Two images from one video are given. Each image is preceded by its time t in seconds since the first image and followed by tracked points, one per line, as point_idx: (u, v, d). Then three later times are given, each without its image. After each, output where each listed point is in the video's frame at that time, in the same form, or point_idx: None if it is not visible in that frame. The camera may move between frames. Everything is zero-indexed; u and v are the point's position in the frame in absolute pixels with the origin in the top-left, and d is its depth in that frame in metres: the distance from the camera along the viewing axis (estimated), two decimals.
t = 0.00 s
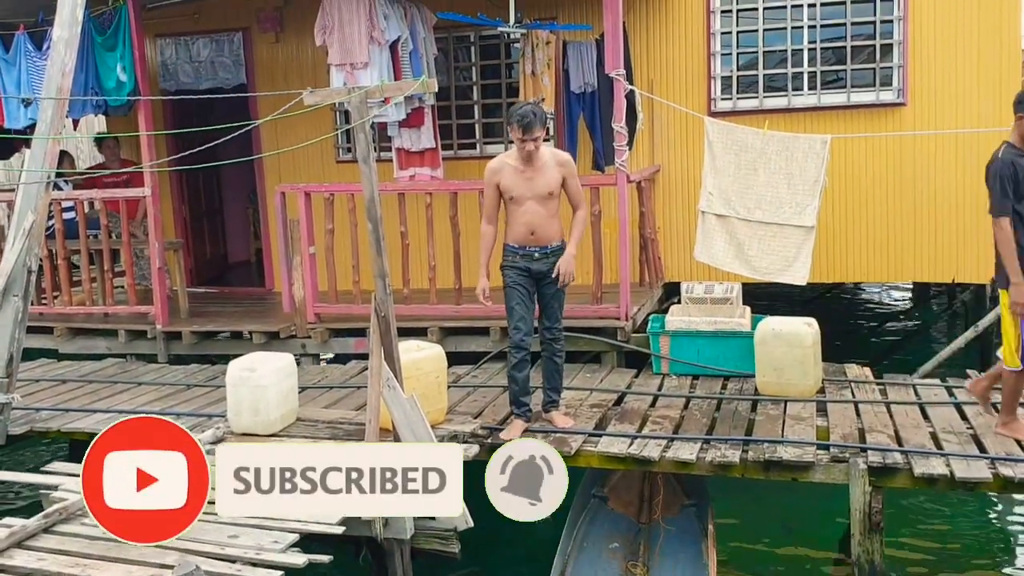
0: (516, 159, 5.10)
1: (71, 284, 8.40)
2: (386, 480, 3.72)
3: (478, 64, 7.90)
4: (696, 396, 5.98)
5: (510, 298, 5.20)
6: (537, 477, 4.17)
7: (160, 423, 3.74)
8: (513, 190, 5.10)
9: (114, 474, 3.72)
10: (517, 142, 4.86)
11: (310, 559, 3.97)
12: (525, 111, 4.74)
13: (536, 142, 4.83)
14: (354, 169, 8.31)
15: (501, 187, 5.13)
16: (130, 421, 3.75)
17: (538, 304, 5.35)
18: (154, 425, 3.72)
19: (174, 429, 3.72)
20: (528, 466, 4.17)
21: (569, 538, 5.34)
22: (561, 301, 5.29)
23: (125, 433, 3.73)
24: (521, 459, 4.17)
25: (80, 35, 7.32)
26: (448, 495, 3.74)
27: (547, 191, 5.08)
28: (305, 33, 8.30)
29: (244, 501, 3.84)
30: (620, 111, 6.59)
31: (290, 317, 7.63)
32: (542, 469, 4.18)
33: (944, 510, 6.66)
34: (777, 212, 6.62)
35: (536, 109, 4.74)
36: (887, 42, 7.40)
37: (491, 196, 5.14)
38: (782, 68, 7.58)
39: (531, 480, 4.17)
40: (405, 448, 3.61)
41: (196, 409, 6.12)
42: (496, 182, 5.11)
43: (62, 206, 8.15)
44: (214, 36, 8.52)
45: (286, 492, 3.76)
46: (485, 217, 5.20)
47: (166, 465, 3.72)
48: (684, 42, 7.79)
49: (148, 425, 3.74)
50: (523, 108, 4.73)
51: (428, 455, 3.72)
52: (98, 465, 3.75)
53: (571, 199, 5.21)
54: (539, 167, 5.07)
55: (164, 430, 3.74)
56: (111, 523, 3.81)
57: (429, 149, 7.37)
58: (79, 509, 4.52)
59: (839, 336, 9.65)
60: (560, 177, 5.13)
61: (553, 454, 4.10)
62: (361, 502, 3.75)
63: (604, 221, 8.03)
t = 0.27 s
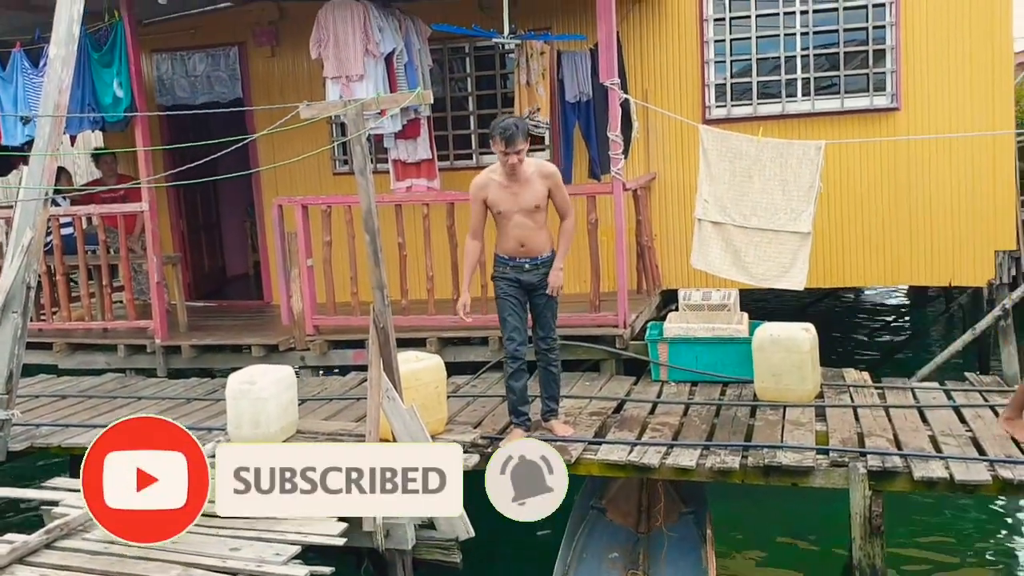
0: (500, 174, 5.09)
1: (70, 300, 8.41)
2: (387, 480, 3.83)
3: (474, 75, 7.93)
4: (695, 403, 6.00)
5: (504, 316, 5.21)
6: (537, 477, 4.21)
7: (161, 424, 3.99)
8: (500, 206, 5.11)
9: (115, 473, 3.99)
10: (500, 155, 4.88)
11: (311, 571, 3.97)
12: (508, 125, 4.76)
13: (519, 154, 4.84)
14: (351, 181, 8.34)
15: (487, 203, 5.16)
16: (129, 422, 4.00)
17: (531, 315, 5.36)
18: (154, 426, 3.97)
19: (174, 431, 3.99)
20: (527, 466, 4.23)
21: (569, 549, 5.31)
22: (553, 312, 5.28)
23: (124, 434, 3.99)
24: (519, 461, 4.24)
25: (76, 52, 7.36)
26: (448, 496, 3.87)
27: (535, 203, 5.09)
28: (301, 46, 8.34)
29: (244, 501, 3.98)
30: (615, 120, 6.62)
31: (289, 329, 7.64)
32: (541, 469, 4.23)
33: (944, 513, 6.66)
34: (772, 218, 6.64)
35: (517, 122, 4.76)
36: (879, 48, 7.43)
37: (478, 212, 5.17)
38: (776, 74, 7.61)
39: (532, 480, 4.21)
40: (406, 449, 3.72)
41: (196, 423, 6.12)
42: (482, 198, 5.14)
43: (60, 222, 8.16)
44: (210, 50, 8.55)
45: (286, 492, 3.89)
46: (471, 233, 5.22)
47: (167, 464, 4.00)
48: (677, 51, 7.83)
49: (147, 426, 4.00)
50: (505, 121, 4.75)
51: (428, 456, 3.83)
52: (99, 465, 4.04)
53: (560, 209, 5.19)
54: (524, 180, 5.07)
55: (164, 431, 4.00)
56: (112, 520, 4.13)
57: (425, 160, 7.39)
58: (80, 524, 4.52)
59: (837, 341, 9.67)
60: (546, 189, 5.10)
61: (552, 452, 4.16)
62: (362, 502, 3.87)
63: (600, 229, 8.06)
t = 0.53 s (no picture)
0: (489, 192, 5.08)
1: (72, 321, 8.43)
2: (387, 480, 3.84)
3: (470, 89, 7.97)
4: (698, 410, 6.01)
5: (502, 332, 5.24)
6: (537, 477, 4.19)
7: (161, 425, 3.96)
8: (492, 223, 5.12)
9: (115, 473, 3.99)
10: (485, 173, 4.84)
11: None
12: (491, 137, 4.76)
13: (502, 167, 4.83)
14: (350, 196, 8.37)
15: (478, 222, 5.13)
16: (129, 422, 3.98)
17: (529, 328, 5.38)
18: (154, 426, 3.95)
19: (174, 430, 3.94)
20: (528, 466, 4.20)
21: (574, 565, 5.36)
22: (552, 320, 5.29)
23: (124, 433, 3.97)
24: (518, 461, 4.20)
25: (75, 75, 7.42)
26: (448, 495, 3.84)
27: (526, 216, 5.09)
28: (298, 64, 8.39)
29: (244, 502, 3.92)
30: (611, 131, 6.65)
31: (291, 346, 7.66)
32: (542, 469, 4.20)
33: (949, 515, 6.67)
34: (771, 224, 6.67)
35: (498, 135, 4.76)
36: (873, 53, 7.47)
37: (468, 232, 5.13)
38: (771, 81, 7.64)
39: (532, 480, 4.19)
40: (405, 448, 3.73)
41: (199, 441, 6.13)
42: (473, 218, 5.11)
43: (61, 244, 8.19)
44: (206, 70, 8.53)
45: (286, 492, 3.87)
46: (460, 254, 5.16)
47: (167, 464, 3.96)
48: (672, 60, 7.88)
49: (147, 425, 3.98)
50: (484, 136, 4.74)
51: (428, 455, 3.83)
52: (99, 464, 4.02)
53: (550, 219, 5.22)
54: (512, 196, 5.06)
55: (164, 431, 3.96)
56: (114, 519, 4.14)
57: (423, 174, 7.43)
58: (86, 544, 4.53)
59: (838, 346, 9.68)
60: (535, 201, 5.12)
61: (551, 453, 4.11)
62: (362, 502, 3.87)
63: (599, 239, 8.09)
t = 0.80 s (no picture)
0: (485, 204, 5.07)
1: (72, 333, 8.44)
2: (387, 480, 3.86)
3: (465, 94, 7.99)
4: (698, 411, 6.03)
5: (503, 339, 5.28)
6: (537, 477, 4.23)
7: (160, 425, 3.97)
8: (490, 232, 5.13)
9: (115, 473, 4.01)
10: (477, 184, 4.87)
11: None
12: (486, 148, 4.80)
13: (493, 177, 4.84)
14: (348, 203, 8.39)
15: (474, 233, 5.14)
16: (129, 422, 3.99)
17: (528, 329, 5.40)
18: (154, 426, 3.96)
19: (173, 430, 3.94)
20: (528, 466, 4.24)
21: (578, 562, 5.40)
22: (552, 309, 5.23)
23: (124, 434, 3.98)
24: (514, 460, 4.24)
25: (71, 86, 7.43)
26: (448, 495, 3.85)
27: (523, 224, 5.12)
28: (294, 71, 8.41)
29: (244, 502, 3.94)
30: (607, 134, 6.68)
31: (291, 354, 7.67)
32: (542, 469, 4.24)
33: (951, 512, 6.68)
34: (768, 224, 6.69)
35: (487, 146, 4.80)
36: (866, 52, 7.50)
37: (465, 242, 5.13)
38: (765, 82, 7.68)
39: (532, 480, 4.23)
40: (406, 448, 3.74)
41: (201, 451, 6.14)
42: (470, 229, 5.12)
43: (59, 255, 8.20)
44: (203, 80, 8.59)
45: (286, 492, 3.90)
46: (455, 266, 5.17)
47: (166, 464, 3.98)
48: (666, 63, 7.90)
49: (147, 425, 3.98)
50: (473, 148, 4.79)
51: (427, 455, 3.85)
52: (99, 464, 4.04)
53: (548, 218, 5.27)
54: (508, 206, 5.07)
55: (164, 431, 3.97)
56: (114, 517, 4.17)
57: (421, 180, 7.45)
58: (90, 555, 4.53)
59: (837, 344, 9.70)
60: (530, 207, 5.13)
61: (551, 452, 4.17)
62: (362, 502, 3.89)
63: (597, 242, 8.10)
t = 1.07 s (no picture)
0: (490, 213, 5.10)
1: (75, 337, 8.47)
2: (387, 480, 3.88)
3: (467, 97, 8.02)
4: (700, 412, 6.04)
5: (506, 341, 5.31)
6: (538, 477, 4.23)
7: (160, 424, 3.99)
8: (494, 239, 5.17)
9: (115, 473, 4.02)
10: (483, 194, 4.88)
11: None
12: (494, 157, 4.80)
13: (499, 187, 4.84)
14: (350, 207, 8.41)
15: (478, 240, 5.18)
16: (129, 422, 4.01)
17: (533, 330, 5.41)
18: (154, 426, 3.98)
19: (173, 429, 3.97)
20: (528, 466, 4.24)
21: (577, 546, 5.40)
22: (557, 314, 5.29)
23: (124, 433, 4.00)
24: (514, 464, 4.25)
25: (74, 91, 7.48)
26: (448, 495, 3.87)
27: (528, 232, 5.15)
28: (296, 75, 8.44)
29: (244, 502, 3.96)
30: (608, 136, 6.70)
31: (294, 356, 7.70)
32: (542, 469, 4.24)
33: (954, 511, 6.69)
34: (768, 225, 6.71)
35: (493, 155, 4.78)
36: (866, 53, 7.53)
37: (469, 249, 5.18)
38: (765, 84, 7.70)
39: (532, 480, 4.24)
40: (406, 449, 3.76)
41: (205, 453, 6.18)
42: (474, 237, 5.17)
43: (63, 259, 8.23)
44: (204, 84, 8.62)
45: (286, 492, 3.91)
46: (458, 272, 5.21)
47: (166, 463, 4.00)
48: (667, 65, 7.92)
49: (147, 425, 4.00)
50: (480, 156, 4.78)
51: (427, 455, 3.87)
52: (99, 465, 4.06)
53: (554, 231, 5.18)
54: (513, 214, 5.08)
55: (164, 431, 3.99)
56: (115, 517, 4.19)
57: (423, 182, 7.47)
58: (96, 557, 4.54)
59: (839, 344, 9.72)
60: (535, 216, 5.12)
61: (552, 452, 4.17)
62: (362, 502, 3.92)
63: (599, 244, 8.12)
